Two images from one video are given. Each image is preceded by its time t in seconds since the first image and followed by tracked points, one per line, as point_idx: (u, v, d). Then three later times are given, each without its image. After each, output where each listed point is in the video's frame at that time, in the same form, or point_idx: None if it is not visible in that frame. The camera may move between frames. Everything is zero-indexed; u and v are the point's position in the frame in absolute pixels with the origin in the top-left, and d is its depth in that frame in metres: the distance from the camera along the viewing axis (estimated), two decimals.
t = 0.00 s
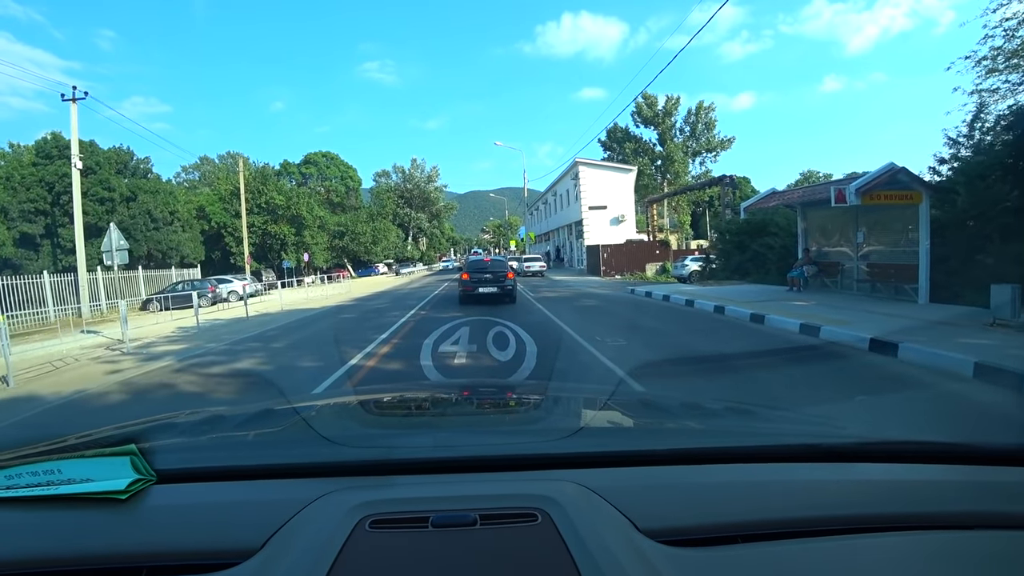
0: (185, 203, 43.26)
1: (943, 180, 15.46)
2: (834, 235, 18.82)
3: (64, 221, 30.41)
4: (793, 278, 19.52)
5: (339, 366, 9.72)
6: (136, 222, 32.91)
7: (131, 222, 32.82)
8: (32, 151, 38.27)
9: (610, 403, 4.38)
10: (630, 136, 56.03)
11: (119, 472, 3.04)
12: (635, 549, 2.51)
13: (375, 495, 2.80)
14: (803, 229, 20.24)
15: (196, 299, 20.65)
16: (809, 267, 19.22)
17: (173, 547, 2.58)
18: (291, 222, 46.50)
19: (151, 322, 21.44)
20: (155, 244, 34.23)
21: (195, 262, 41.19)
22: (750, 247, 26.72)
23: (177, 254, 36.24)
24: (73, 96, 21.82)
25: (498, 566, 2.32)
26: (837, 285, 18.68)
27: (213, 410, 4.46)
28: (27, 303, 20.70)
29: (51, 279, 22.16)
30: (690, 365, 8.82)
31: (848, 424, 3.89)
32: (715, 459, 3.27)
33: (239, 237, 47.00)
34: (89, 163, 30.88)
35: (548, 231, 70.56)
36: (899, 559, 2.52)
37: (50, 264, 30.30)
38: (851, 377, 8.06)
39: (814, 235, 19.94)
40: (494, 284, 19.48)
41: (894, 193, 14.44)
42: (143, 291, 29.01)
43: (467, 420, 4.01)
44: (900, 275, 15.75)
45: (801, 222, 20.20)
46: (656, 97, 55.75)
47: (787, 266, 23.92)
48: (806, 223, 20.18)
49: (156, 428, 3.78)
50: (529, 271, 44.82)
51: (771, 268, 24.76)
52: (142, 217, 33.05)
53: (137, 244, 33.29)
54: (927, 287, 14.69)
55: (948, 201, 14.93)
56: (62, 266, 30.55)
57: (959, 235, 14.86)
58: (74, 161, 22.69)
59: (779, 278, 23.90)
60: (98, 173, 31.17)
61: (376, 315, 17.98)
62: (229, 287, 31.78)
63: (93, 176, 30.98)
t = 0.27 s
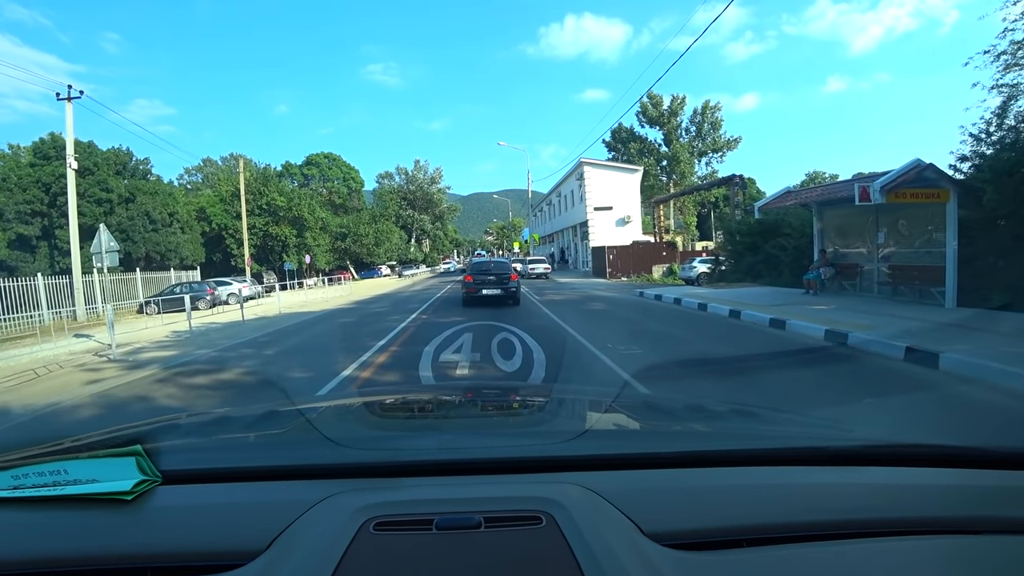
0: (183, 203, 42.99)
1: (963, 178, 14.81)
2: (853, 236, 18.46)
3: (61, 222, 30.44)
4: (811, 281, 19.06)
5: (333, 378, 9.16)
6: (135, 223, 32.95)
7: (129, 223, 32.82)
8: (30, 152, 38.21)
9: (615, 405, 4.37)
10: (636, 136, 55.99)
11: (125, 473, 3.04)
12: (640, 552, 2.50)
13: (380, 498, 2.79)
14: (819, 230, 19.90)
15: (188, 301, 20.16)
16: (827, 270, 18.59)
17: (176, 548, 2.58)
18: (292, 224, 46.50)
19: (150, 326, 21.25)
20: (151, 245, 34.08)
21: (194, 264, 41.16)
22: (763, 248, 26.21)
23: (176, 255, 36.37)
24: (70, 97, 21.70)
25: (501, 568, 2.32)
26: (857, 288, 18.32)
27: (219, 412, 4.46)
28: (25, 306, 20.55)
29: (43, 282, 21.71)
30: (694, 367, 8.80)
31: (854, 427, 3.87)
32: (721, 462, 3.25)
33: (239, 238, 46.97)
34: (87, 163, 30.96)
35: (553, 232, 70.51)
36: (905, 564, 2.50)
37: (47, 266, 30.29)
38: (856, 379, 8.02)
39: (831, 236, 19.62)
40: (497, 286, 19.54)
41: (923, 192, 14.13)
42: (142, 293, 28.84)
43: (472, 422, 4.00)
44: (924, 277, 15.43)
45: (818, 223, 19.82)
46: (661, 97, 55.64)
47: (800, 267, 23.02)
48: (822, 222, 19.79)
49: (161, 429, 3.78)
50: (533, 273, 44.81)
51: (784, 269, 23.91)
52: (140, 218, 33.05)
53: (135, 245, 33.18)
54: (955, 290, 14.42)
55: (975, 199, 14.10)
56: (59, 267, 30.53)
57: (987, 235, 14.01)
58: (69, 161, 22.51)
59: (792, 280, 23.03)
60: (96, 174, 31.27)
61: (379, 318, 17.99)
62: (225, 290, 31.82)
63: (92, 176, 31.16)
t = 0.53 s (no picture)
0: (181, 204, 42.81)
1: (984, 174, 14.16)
2: (870, 236, 17.57)
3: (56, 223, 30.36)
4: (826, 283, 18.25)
5: (322, 393, 8.64)
6: (131, 225, 32.88)
7: (126, 225, 32.73)
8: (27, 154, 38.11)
9: (619, 407, 4.35)
10: (640, 136, 55.95)
11: (129, 475, 3.04)
12: (644, 555, 2.49)
13: (383, 499, 2.78)
14: (834, 230, 19.10)
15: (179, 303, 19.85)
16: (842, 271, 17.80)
17: (179, 550, 2.58)
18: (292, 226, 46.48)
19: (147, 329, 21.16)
20: (149, 247, 33.87)
21: (192, 266, 41.16)
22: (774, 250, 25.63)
23: (174, 258, 35.71)
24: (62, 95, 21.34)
25: (505, 570, 2.31)
26: (874, 292, 17.48)
27: (222, 414, 4.46)
28: (21, 308, 20.37)
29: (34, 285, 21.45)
30: (698, 369, 8.78)
31: (860, 429, 3.84)
32: (724, 464, 3.24)
33: (239, 241, 46.93)
34: (82, 165, 31.02)
35: (556, 234, 70.48)
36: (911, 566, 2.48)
37: (42, 269, 30.12)
38: (861, 381, 7.99)
39: (846, 237, 18.77)
40: (500, 288, 19.54)
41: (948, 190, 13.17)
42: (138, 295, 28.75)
43: (475, 424, 3.99)
44: (949, 279, 14.41)
45: (833, 222, 19.03)
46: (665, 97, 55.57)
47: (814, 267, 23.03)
48: (837, 222, 19.02)
49: (165, 431, 3.78)
50: (536, 275, 44.77)
51: (797, 271, 23.76)
52: (137, 220, 32.96)
53: (131, 247, 33.02)
54: (983, 293, 13.43)
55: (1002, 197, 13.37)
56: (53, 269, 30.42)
57: (1013, 234, 13.31)
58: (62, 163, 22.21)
59: (806, 282, 22.94)
60: (92, 175, 31.41)
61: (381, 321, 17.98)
62: (225, 292, 31.93)
63: (87, 178, 31.29)
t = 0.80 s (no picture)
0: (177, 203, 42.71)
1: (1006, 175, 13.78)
2: (885, 240, 17.39)
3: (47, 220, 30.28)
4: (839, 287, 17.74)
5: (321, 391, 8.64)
6: (124, 222, 32.67)
7: (119, 223, 32.51)
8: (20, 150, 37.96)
9: (618, 410, 4.34)
10: (642, 137, 56.01)
11: (126, 474, 3.03)
12: (641, 558, 2.48)
13: (381, 500, 2.78)
14: (847, 232, 18.95)
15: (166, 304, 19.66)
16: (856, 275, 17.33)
17: (176, 549, 2.57)
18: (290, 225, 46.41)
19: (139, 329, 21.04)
20: (143, 245, 33.66)
21: (187, 265, 41.04)
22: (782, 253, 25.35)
23: (167, 257, 35.59)
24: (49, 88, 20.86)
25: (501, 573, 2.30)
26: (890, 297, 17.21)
27: (220, 413, 4.45)
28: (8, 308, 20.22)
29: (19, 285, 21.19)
30: (696, 372, 8.76)
31: (859, 433, 3.84)
32: (723, 467, 3.24)
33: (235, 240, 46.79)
34: (73, 162, 31.03)
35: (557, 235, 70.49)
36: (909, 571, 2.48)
37: (32, 267, 29.95)
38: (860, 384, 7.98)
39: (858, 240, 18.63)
40: (499, 289, 19.54)
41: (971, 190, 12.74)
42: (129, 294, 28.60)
43: (474, 426, 3.98)
44: (969, 284, 14.14)
45: (846, 224, 18.91)
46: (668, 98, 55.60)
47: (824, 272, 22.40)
48: (850, 225, 18.87)
49: (163, 430, 3.78)
50: (536, 277, 44.75)
51: (806, 274, 23.29)
52: (129, 217, 32.74)
53: (123, 245, 32.78)
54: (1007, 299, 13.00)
55: None
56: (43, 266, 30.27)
57: None
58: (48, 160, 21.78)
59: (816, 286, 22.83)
60: (85, 171, 31.49)
61: (379, 322, 17.96)
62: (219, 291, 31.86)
63: (78, 174, 31.27)
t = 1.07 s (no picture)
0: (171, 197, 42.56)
1: None
2: (901, 244, 17.06)
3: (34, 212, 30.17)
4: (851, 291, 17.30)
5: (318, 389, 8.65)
6: (115, 216, 32.38)
7: (109, 216, 32.28)
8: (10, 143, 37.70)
9: (616, 409, 4.35)
10: (644, 137, 56.05)
11: (124, 469, 3.03)
12: (638, 557, 2.49)
13: (378, 496, 2.78)
14: (860, 236, 18.53)
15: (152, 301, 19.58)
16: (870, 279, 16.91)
17: (173, 544, 2.57)
18: (286, 222, 46.34)
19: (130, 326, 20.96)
20: (133, 240, 33.45)
21: (180, 260, 40.93)
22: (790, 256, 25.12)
23: (158, 251, 35.55)
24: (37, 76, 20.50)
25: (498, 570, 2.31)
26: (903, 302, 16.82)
27: (218, 409, 4.44)
28: None
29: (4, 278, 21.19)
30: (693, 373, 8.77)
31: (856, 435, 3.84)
32: (721, 468, 3.24)
33: (230, 236, 46.68)
34: (64, 154, 31.16)
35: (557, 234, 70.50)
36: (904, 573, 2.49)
37: (19, 261, 29.81)
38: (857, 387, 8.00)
39: (872, 243, 18.26)
40: (497, 289, 19.54)
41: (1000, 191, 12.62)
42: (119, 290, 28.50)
43: (471, 424, 3.99)
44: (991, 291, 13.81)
45: (858, 227, 18.51)
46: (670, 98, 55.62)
47: (833, 275, 22.49)
48: (863, 227, 18.49)
49: (162, 425, 3.78)
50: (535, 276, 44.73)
51: (816, 277, 23.15)
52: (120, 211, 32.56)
53: (113, 239, 32.55)
54: None
55: None
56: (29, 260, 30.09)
57: None
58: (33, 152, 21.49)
59: (827, 290, 22.66)
60: (75, 163, 31.54)
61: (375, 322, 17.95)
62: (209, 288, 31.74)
63: (69, 166, 31.29)
